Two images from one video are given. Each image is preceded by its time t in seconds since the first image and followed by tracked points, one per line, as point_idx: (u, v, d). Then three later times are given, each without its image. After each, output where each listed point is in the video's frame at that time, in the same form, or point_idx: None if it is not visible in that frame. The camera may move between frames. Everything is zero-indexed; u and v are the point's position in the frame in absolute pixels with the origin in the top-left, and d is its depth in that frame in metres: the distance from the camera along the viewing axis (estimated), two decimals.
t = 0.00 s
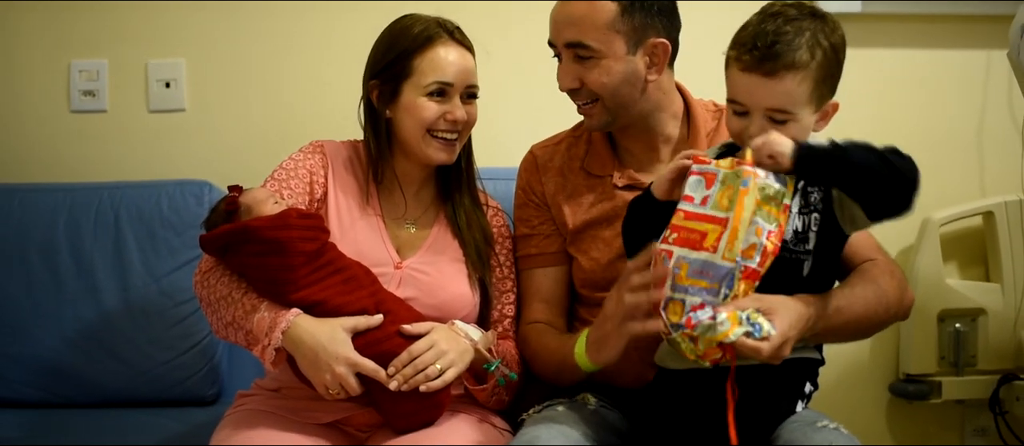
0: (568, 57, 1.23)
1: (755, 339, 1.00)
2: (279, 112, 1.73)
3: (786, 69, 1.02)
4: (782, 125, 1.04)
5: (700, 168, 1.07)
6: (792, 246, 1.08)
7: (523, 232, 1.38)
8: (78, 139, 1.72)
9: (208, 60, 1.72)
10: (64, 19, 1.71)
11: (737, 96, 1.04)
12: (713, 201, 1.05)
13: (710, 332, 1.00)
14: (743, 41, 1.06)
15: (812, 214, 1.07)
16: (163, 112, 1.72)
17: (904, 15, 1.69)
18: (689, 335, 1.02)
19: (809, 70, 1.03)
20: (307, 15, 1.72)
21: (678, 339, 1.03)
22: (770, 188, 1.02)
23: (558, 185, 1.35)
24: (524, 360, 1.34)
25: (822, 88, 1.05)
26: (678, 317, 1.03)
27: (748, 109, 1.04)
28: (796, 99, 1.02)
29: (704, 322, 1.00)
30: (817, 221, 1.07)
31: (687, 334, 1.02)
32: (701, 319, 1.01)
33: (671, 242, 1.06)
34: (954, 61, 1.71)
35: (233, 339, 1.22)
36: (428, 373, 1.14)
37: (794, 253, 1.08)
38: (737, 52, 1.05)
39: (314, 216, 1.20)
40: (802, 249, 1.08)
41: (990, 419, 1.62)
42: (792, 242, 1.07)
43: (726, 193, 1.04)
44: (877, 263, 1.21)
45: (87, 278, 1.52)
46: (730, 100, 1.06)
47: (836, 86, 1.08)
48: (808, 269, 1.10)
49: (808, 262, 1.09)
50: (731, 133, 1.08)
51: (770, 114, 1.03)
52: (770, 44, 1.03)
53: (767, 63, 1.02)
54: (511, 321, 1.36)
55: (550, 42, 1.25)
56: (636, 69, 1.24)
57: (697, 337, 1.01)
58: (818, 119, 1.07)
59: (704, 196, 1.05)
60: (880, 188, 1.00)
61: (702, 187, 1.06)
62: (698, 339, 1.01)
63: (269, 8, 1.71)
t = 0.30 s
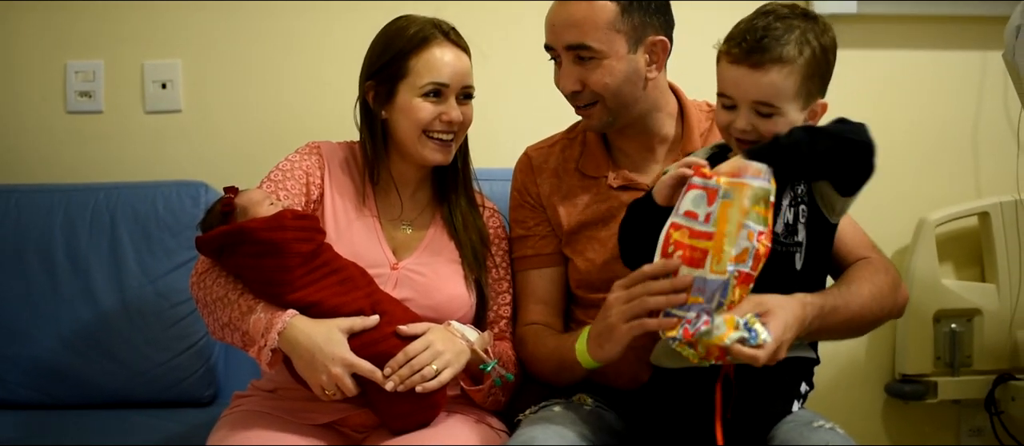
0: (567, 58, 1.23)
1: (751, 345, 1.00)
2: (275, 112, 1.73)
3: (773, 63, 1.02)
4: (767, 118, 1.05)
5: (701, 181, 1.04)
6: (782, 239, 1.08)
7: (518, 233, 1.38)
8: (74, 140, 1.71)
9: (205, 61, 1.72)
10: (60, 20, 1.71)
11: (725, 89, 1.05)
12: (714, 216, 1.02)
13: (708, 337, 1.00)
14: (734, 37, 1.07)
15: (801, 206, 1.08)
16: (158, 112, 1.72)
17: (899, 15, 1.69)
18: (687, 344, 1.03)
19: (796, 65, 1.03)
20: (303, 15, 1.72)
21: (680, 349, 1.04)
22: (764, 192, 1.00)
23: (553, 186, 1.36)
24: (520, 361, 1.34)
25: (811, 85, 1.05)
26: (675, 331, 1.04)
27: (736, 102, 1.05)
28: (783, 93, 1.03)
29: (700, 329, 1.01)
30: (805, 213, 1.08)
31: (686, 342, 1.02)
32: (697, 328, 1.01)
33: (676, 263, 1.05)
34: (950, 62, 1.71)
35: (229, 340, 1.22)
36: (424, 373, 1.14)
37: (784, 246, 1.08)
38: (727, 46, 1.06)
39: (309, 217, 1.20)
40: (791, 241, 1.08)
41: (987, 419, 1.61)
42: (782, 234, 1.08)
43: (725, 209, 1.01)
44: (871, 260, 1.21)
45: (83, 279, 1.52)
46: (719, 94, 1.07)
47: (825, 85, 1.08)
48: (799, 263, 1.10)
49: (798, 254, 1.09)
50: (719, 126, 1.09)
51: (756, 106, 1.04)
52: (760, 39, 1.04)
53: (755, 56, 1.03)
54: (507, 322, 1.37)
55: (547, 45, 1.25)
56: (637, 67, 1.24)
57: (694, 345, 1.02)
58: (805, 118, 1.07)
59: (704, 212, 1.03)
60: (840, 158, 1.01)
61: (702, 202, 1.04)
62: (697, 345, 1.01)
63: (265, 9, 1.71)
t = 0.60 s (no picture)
0: (572, 57, 1.23)
1: (732, 331, 1.01)
2: (275, 112, 1.73)
3: (755, 53, 1.03)
4: (752, 110, 1.04)
5: (697, 193, 1.05)
6: (781, 234, 1.08)
7: (517, 232, 1.38)
8: (74, 140, 1.72)
9: (204, 61, 1.72)
10: (60, 21, 1.71)
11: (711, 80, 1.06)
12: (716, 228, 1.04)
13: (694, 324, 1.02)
14: (724, 32, 1.08)
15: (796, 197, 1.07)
16: (158, 113, 1.72)
17: (898, 14, 1.69)
18: (674, 340, 1.07)
19: (779, 56, 1.03)
20: (302, 15, 1.72)
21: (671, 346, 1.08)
22: (780, 212, 0.98)
23: (552, 184, 1.36)
24: (519, 360, 1.34)
25: (795, 78, 1.04)
26: (666, 333, 1.06)
27: (722, 95, 1.05)
28: (765, 83, 1.02)
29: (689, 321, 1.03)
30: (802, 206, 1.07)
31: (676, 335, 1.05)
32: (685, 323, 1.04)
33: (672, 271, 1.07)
34: (949, 61, 1.71)
35: (229, 339, 1.22)
36: (424, 371, 1.15)
37: (782, 242, 1.08)
38: (714, 41, 1.08)
39: (309, 215, 1.20)
40: (789, 236, 1.08)
41: (986, 417, 1.64)
42: (780, 229, 1.07)
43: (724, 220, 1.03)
44: (871, 257, 1.21)
45: (83, 280, 1.52)
46: (708, 88, 1.07)
47: (815, 82, 1.07)
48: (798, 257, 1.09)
49: (797, 249, 1.09)
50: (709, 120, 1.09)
51: (741, 98, 1.04)
52: (744, 31, 1.05)
53: (738, 47, 1.04)
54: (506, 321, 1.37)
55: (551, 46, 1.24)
56: (642, 62, 1.25)
57: (682, 339, 1.05)
58: (794, 113, 1.06)
59: (704, 224, 1.05)
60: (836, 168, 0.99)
61: (702, 214, 1.05)
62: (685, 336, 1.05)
63: (264, 9, 1.71)
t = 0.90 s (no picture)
0: (626, 49, 1.21)
1: (740, 335, 1.01)
2: (275, 113, 1.73)
3: (738, 51, 1.04)
4: (736, 107, 1.05)
5: (718, 204, 1.02)
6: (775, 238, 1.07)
7: (519, 233, 1.38)
8: (74, 141, 1.72)
9: (203, 61, 1.72)
10: (60, 22, 1.71)
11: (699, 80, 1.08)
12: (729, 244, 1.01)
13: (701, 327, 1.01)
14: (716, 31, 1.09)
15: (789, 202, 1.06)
16: (158, 113, 1.72)
17: (897, 15, 1.70)
18: (676, 339, 1.04)
19: (762, 55, 1.03)
20: (302, 16, 1.72)
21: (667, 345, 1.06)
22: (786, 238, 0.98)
23: (552, 185, 1.36)
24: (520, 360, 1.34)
25: (778, 78, 1.04)
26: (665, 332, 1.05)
27: (708, 90, 1.07)
28: (740, 77, 1.03)
29: (693, 322, 1.02)
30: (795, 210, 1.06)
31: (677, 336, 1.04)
32: (688, 324, 1.03)
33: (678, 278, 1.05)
34: (949, 61, 1.71)
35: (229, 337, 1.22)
36: (422, 370, 1.14)
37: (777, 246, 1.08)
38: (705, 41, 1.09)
39: (307, 213, 1.20)
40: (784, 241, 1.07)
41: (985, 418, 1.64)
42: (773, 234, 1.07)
43: (736, 235, 1.00)
44: (870, 257, 1.21)
45: (83, 281, 1.52)
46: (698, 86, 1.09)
47: (804, 80, 1.06)
48: (793, 261, 1.09)
49: (792, 254, 1.08)
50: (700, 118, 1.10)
51: (724, 94, 1.05)
52: (731, 30, 1.06)
53: (722, 45, 1.05)
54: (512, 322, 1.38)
55: (603, 42, 1.21)
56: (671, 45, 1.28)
57: (684, 339, 1.04)
58: (783, 113, 1.05)
59: (719, 237, 1.01)
60: (835, 194, 0.98)
61: (719, 226, 1.01)
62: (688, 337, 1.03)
63: (264, 9, 1.72)
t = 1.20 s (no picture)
0: (632, 48, 1.22)
1: (758, 338, 0.98)
2: (273, 113, 1.73)
3: (727, 49, 1.03)
4: (726, 106, 1.05)
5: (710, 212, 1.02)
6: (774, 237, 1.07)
7: (516, 232, 1.38)
8: (72, 140, 1.72)
9: (202, 61, 1.72)
10: (58, 22, 1.71)
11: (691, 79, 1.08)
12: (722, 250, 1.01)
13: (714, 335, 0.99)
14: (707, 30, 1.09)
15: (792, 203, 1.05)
16: (156, 113, 1.72)
17: (896, 13, 1.69)
18: (689, 345, 1.02)
19: (750, 52, 1.03)
20: (300, 16, 1.72)
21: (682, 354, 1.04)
22: (781, 245, 0.98)
23: (549, 184, 1.36)
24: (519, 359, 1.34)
25: (767, 75, 1.04)
26: (675, 341, 1.03)
27: (700, 88, 1.07)
28: (732, 75, 1.03)
29: (704, 329, 1.00)
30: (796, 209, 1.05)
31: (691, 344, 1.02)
32: (698, 330, 1.01)
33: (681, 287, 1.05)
34: (947, 59, 1.71)
35: (228, 335, 1.22)
36: (420, 364, 1.14)
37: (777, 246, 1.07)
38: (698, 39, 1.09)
39: (307, 212, 1.20)
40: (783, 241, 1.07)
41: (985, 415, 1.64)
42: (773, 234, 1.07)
43: (729, 240, 1.00)
44: (868, 254, 1.21)
45: (82, 281, 1.52)
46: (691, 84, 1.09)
47: (793, 77, 1.06)
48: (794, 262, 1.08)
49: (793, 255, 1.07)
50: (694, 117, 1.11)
51: (715, 92, 1.05)
52: (721, 28, 1.06)
53: (712, 43, 1.05)
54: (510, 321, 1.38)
55: (610, 40, 1.21)
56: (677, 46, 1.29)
57: (697, 346, 1.02)
58: (775, 110, 1.06)
59: (712, 242, 1.02)
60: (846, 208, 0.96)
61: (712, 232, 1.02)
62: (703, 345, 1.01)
63: (263, 10, 1.72)
